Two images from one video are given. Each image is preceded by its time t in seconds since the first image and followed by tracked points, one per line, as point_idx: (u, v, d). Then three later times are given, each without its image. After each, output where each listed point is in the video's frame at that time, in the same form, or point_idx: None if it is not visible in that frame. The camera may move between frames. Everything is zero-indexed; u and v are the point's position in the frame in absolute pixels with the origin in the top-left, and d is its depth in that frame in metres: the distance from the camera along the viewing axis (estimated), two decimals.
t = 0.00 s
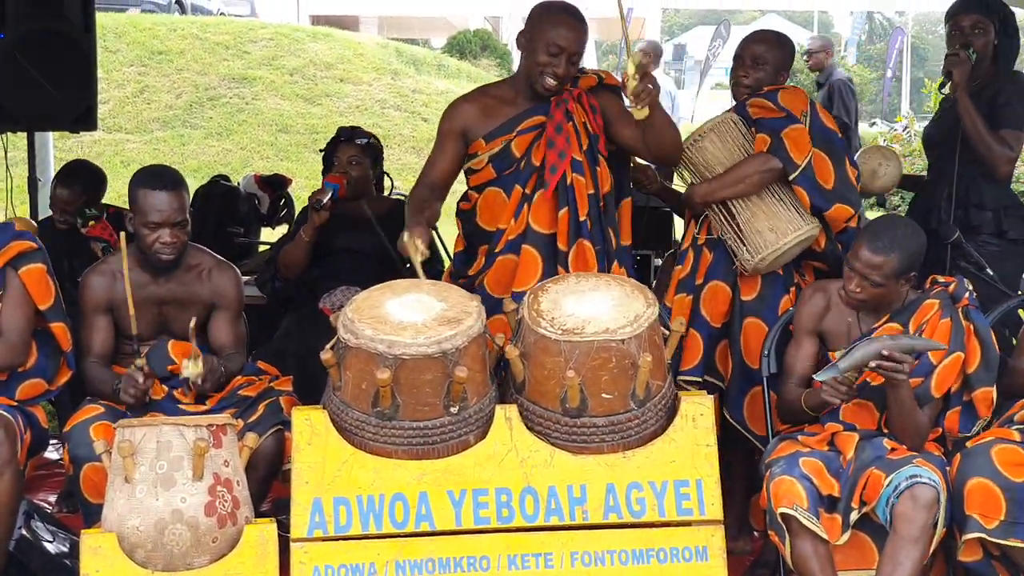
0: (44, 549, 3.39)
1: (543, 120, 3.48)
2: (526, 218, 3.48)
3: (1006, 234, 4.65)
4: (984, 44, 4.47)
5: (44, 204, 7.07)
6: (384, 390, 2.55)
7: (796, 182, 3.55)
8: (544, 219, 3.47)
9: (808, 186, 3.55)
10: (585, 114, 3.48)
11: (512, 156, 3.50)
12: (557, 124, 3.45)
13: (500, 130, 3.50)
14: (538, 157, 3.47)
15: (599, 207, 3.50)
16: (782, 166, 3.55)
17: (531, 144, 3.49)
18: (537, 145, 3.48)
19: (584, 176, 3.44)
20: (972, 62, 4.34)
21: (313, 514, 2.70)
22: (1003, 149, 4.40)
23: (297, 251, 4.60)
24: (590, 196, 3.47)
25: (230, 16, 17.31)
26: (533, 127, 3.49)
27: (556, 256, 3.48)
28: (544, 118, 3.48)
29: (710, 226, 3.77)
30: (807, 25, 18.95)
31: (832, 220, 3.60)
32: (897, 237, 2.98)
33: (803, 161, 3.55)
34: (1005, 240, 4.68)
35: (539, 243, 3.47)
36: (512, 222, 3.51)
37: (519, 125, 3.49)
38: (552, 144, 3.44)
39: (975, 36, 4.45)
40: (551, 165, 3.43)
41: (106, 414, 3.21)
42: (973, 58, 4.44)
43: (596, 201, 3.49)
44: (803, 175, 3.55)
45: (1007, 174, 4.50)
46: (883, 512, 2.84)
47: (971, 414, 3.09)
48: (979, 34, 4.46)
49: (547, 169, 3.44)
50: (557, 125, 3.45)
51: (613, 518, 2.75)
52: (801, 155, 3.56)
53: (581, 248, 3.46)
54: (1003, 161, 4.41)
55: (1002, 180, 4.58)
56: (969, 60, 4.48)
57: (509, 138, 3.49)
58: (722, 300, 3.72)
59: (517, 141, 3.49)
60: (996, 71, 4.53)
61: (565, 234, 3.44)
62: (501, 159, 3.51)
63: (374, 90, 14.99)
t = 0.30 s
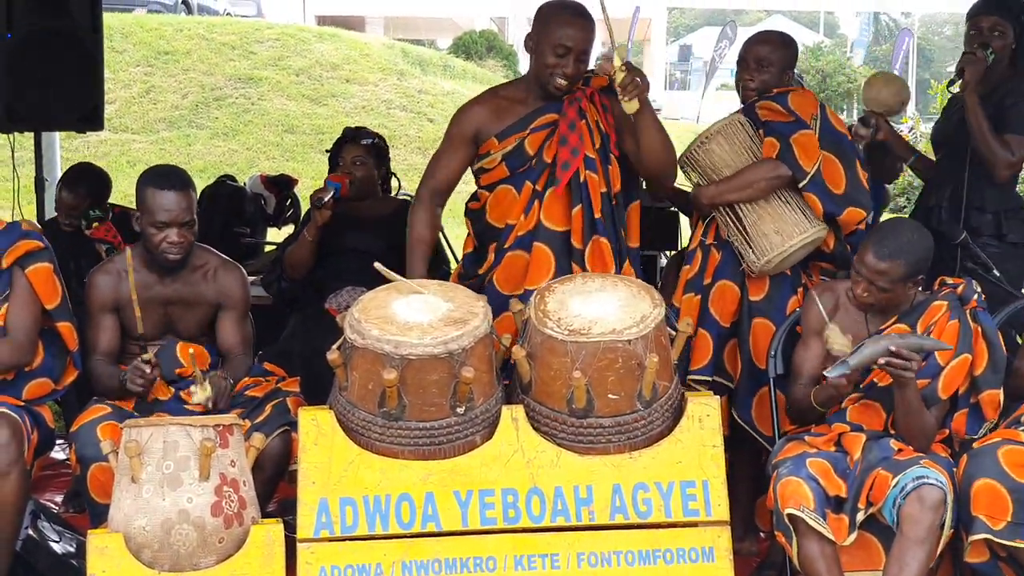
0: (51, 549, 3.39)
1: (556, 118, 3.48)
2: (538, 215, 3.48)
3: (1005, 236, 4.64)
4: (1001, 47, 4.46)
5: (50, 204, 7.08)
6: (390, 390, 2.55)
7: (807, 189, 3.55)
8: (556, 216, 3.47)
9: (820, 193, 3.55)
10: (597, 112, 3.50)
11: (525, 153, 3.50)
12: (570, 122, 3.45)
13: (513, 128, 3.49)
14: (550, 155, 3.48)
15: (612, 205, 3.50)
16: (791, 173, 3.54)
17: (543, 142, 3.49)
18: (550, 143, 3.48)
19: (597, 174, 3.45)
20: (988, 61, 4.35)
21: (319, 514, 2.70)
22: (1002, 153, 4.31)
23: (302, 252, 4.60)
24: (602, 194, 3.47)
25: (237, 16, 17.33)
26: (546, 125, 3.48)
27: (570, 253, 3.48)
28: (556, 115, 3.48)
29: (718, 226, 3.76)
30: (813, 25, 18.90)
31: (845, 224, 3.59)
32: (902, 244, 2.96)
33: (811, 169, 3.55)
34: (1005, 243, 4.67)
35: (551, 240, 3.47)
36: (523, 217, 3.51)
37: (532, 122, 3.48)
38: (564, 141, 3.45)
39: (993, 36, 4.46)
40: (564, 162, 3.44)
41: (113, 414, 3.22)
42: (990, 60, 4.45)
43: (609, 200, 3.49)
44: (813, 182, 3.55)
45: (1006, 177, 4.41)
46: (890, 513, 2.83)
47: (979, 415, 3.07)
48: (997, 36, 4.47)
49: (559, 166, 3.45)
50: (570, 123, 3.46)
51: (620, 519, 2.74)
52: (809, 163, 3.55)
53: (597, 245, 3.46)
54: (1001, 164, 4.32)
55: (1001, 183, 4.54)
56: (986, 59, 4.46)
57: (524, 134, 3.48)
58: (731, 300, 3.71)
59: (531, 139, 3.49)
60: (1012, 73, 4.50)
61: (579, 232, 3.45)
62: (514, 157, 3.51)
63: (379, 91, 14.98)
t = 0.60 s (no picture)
0: (43, 552, 3.38)
1: (544, 124, 3.48)
2: (526, 222, 3.48)
3: (1002, 242, 4.72)
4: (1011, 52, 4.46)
5: (41, 205, 7.06)
6: (383, 392, 2.54)
7: (804, 193, 3.56)
8: (542, 221, 3.47)
9: (817, 196, 3.56)
10: (586, 118, 3.50)
11: (515, 160, 3.49)
12: (557, 128, 3.46)
13: (502, 135, 3.48)
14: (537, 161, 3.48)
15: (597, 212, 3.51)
16: (790, 177, 3.55)
17: (532, 148, 3.49)
18: (538, 149, 3.48)
19: (581, 181, 3.46)
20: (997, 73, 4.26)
21: (311, 516, 2.69)
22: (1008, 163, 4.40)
23: (294, 255, 4.60)
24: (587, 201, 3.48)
25: (230, 18, 17.32)
26: (535, 131, 3.48)
27: (553, 260, 3.49)
28: (545, 121, 3.48)
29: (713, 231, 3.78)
30: (805, 29, 18.95)
31: (840, 228, 3.60)
32: (897, 256, 2.95)
33: (809, 172, 3.56)
34: (1001, 248, 4.74)
35: (538, 246, 3.48)
36: (512, 224, 3.51)
37: (521, 129, 3.48)
38: (549, 147, 3.45)
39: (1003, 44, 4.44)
40: (545, 168, 3.44)
41: (104, 415, 3.20)
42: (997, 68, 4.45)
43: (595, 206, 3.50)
44: (810, 186, 3.56)
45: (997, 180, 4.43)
46: (883, 515, 2.83)
47: (971, 419, 3.08)
48: (1009, 42, 4.45)
49: (542, 172, 3.45)
50: (557, 130, 3.46)
51: (613, 521, 2.74)
52: (806, 166, 3.56)
53: (579, 252, 3.47)
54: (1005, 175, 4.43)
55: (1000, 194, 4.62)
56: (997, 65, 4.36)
57: (513, 141, 3.48)
58: (727, 305, 3.71)
59: (520, 146, 3.48)
60: (1014, 79, 4.51)
61: (562, 238, 3.46)
62: (503, 163, 3.50)
63: (373, 94, 14.97)
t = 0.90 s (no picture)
0: (33, 548, 3.37)
1: (539, 124, 3.48)
2: (522, 222, 3.48)
3: (999, 243, 4.70)
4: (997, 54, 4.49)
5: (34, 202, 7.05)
6: (376, 391, 2.54)
7: (800, 196, 3.56)
8: (539, 223, 3.47)
9: (813, 201, 3.56)
10: (581, 118, 3.49)
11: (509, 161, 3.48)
12: (552, 129, 3.45)
13: (496, 135, 3.49)
14: (533, 162, 3.47)
15: (595, 211, 3.53)
16: (786, 180, 3.54)
17: (526, 150, 3.47)
18: (533, 150, 3.47)
19: (578, 181, 3.46)
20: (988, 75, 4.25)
21: (303, 515, 2.68)
22: (1009, 161, 4.44)
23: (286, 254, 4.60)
24: (584, 201, 3.49)
25: (225, 16, 17.30)
26: (530, 132, 3.48)
27: (550, 260, 3.49)
28: (540, 122, 3.47)
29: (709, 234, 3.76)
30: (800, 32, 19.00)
31: (835, 231, 3.61)
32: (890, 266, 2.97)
33: (805, 175, 3.56)
34: (998, 249, 4.74)
35: (534, 247, 3.47)
36: (507, 225, 3.50)
37: (516, 130, 3.48)
38: (548, 148, 3.44)
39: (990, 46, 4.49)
40: (545, 169, 3.44)
41: (95, 413, 3.20)
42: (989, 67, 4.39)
43: (593, 206, 3.52)
44: (806, 189, 3.56)
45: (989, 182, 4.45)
46: (875, 517, 2.84)
47: (964, 421, 3.09)
48: (995, 44, 4.50)
49: (542, 173, 3.45)
50: (553, 130, 3.45)
51: (604, 521, 2.74)
52: (802, 169, 3.56)
53: (577, 253, 3.47)
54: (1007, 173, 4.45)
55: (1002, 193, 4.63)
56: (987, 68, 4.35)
57: (506, 142, 3.47)
58: (722, 308, 3.72)
59: (514, 147, 3.47)
60: (1007, 85, 4.53)
61: (559, 239, 3.46)
62: (497, 165, 3.50)
63: (367, 93, 14.95)
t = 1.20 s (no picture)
0: (24, 545, 3.37)
1: (528, 128, 3.47)
2: (507, 228, 3.49)
3: (994, 238, 4.70)
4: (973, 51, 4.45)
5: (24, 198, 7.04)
6: (368, 389, 2.54)
7: (794, 201, 3.57)
8: (524, 228, 3.48)
9: (807, 205, 3.57)
10: (571, 124, 3.47)
11: (495, 163, 3.50)
12: (540, 135, 3.45)
13: (484, 136, 3.50)
14: (521, 167, 3.48)
15: (581, 220, 3.51)
16: (780, 186, 3.56)
17: (513, 153, 3.48)
18: (520, 154, 3.48)
19: (565, 189, 3.45)
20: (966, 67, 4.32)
21: (294, 512, 2.69)
22: (996, 154, 4.52)
23: (277, 252, 4.60)
24: (570, 209, 3.48)
25: (216, 13, 17.26)
26: (518, 135, 3.48)
27: (536, 268, 3.50)
28: (528, 126, 3.47)
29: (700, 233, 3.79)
30: (792, 31, 19.03)
31: (830, 233, 3.61)
32: (880, 254, 2.99)
33: (799, 181, 3.57)
34: (992, 245, 4.72)
35: (519, 253, 3.48)
36: (494, 230, 3.51)
37: (502, 132, 3.48)
38: (533, 155, 3.45)
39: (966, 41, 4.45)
40: (530, 176, 3.44)
41: (85, 410, 3.19)
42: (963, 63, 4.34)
43: (579, 214, 3.50)
44: (800, 194, 3.57)
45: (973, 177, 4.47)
46: (865, 516, 2.86)
47: (956, 421, 3.11)
48: (973, 40, 4.45)
49: (526, 180, 3.45)
50: (541, 136, 3.45)
51: (596, 519, 2.75)
52: (797, 174, 3.58)
53: (562, 261, 3.48)
54: (995, 166, 4.53)
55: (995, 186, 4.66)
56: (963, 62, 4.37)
57: (493, 144, 3.48)
58: (715, 306, 3.72)
59: (500, 149, 3.48)
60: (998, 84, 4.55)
61: (544, 246, 3.47)
62: (483, 165, 3.52)
63: (359, 90, 14.93)
